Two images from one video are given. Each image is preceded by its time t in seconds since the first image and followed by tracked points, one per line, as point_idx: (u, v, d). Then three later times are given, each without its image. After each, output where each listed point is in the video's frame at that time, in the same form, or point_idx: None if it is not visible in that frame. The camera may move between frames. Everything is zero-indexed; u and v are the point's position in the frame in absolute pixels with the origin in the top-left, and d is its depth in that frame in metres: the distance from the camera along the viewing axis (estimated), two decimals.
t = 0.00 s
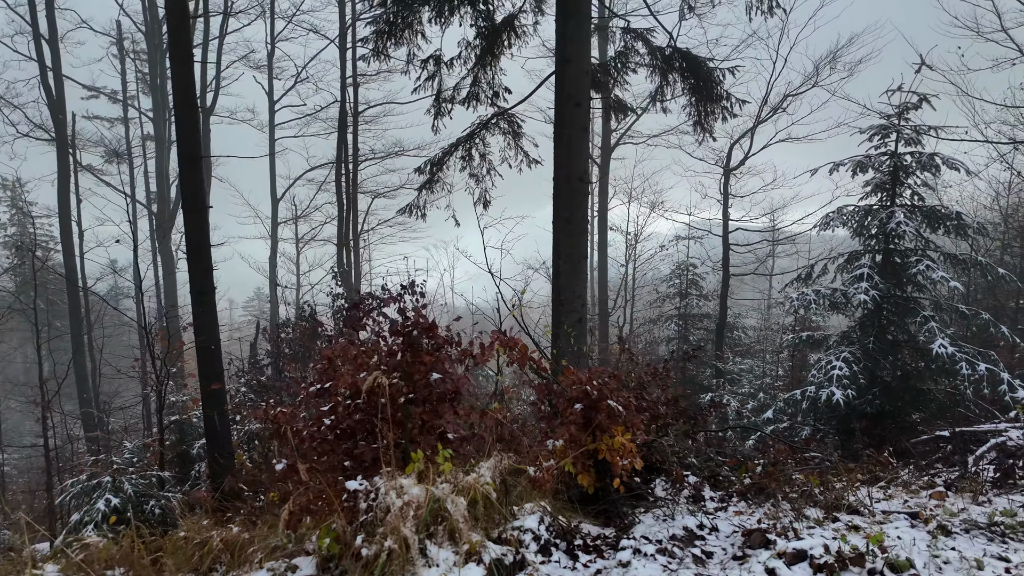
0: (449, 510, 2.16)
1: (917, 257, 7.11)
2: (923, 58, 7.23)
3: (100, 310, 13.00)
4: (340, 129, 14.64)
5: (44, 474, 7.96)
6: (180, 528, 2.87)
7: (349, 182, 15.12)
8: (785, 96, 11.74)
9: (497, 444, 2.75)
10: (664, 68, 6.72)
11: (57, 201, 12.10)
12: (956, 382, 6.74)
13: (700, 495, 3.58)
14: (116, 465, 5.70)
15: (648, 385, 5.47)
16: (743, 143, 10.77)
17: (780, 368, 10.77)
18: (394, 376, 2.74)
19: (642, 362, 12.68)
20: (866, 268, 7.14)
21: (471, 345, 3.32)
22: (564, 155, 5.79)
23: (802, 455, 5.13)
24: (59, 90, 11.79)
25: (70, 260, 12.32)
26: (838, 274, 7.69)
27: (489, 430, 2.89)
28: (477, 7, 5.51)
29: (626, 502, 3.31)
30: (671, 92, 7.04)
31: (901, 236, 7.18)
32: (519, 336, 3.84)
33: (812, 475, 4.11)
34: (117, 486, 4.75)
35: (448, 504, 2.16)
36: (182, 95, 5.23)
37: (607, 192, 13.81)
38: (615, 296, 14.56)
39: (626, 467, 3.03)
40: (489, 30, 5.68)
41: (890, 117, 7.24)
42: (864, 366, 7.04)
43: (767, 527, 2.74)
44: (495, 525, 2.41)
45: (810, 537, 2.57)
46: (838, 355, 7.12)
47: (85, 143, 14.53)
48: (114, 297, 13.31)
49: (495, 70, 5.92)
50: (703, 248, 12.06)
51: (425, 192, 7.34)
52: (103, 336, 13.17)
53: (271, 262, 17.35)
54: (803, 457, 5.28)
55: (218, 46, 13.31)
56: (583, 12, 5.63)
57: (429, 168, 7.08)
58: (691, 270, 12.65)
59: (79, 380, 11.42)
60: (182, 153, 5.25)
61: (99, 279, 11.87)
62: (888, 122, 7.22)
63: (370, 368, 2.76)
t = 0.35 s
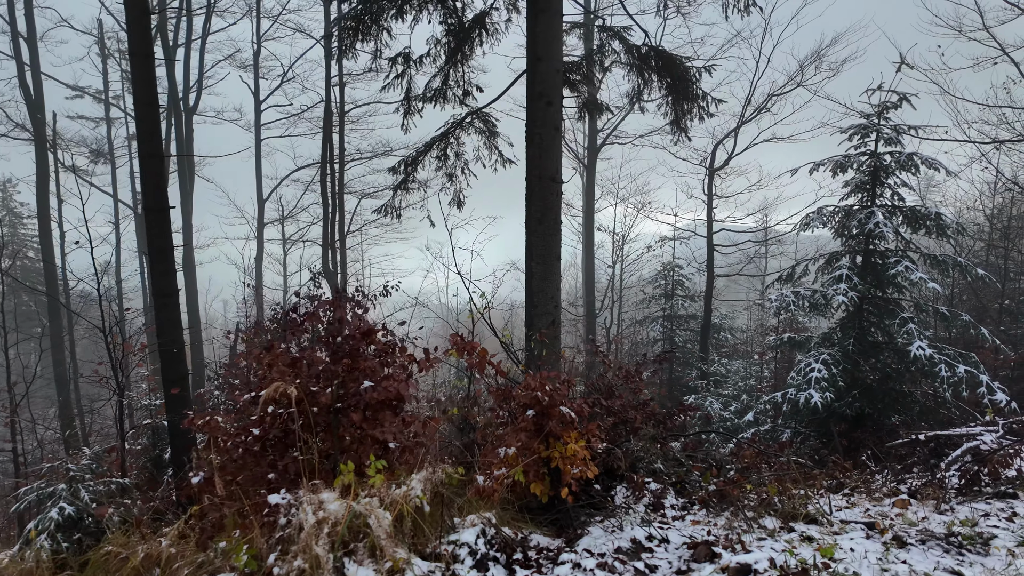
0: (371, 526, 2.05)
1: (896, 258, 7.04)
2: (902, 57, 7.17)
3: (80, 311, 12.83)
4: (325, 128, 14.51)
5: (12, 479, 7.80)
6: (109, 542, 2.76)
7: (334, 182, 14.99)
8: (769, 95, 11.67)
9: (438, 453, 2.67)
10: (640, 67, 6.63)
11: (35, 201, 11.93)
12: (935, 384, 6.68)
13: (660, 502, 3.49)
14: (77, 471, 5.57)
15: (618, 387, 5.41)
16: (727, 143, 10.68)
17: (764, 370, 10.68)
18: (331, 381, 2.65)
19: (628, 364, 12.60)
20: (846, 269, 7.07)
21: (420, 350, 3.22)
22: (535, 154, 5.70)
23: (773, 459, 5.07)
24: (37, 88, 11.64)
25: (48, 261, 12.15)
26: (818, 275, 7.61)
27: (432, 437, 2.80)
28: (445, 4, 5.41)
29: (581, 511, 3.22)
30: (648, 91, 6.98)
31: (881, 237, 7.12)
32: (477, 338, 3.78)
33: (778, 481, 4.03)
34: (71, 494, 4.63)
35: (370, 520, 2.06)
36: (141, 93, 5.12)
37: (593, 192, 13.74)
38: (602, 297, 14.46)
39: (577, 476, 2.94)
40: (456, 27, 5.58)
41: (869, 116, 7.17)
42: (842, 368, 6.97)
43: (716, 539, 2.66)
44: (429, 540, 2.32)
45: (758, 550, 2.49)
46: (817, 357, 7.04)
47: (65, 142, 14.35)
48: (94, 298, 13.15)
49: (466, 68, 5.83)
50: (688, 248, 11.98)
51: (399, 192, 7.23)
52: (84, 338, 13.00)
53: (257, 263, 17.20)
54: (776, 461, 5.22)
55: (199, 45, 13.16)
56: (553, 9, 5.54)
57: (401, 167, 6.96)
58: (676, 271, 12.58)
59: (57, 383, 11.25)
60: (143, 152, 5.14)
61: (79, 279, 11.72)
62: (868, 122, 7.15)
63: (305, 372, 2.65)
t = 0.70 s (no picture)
0: (285, 539, 1.89)
1: (881, 256, 6.92)
2: (888, 51, 7.04)
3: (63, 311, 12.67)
4: (313, 126, 14.34)
5: None
6: (29, 553, 2.61)
7: (322, 180, 14.83)
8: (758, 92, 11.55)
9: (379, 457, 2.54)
10: (620, 60, 6.50)
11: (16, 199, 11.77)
12: (920, 385, 6.56)
13: (623, 508, 3.36)
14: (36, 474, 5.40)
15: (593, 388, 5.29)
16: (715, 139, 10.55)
17: (753, 370, 10.55)
18: (265, 382, 2.51)
19: (616, 364, 12.47)
20: (830, 267, 6.94)
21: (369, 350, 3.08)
22: (509, 149, 5.57)
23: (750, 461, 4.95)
24: (17, 84, 11.48)
25: (29, 259, 11.99)
26: (803, 274, 7.48)
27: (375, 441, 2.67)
28: None
29: (538, 518, 3.08)
30: (628, 86, 6.85)
31: (866, 235, 6.99)
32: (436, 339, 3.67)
33: (750, 487, 3.90)
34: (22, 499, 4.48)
35: (286, 532, 1.91)
36: (102, 85, 4.98)
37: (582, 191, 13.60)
38: (592, 296, 14.32)
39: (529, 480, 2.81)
40: (427, 17, 5.45)
41: (855, 111, 7.04)
42: (827, 368, 6.84)
43: (669, 549, 2.53)
44: (358, 552, 2.17)
45: (711, 562, 2.35)
46: (801, 357, 6.92)
47: (49, 139, 14.17)
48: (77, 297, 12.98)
49: (439, 60, 5.70)
50: (677, 246, 11.85)
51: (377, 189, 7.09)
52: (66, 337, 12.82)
53: (245, 263, 17.03)
54: (754, 464, 5.09)
55: (184, 41, 12.99)
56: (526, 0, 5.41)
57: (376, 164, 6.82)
58: (665, 271, 12.45)
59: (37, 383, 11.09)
60: (104, 146, 5.01)
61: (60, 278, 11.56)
62: (854, 116, 7.01)
63: (237, 372, 2.52)
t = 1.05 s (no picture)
0: (188, 566, 1.74)
1: (866, 256, 6.79)
2: (873, 47, 6.91)
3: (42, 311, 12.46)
4: (299, 123, 14.16)
5: None
6: None
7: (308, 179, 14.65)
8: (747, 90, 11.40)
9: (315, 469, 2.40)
10: (599, 55, 6.35)
11: None
12: (905, 388, 6.44)
13: (586, 522, 3.20)
14: None
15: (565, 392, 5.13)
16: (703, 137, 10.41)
17: (740, 371, 10.43)
18: (191, 391, 2.38)
19: (603, 364, 12.35)
20: (815, 267, 6.81)
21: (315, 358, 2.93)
22: (482, 146, 5.40)
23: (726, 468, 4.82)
24: None
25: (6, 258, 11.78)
26: (787, 274, 7.35)
27: (312, 454, 2.52)
28: None
29: (492, 533, 2.92)
30: (610, 82, 6.70)
31: (851, 234, 6.86)
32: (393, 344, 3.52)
33: (721, 496, 3.76)
34: None
35: (188, 558, 1.76)
36: (58, 77, 4.82)
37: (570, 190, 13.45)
38: (581, 296, 14.17)
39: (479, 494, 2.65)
40: (397, 10, 5.29)
41: (840, 108, 6.90)
42: (811, 370, 6.71)
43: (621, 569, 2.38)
44: None
45: None
46: (784, 359, 6.79)
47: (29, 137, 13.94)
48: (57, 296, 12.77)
49: (411, 54, 5.55)
50: (665, 246, 11.71)
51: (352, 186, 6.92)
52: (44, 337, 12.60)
53: (231, 262, 16.84)
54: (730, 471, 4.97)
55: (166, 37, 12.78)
56: None
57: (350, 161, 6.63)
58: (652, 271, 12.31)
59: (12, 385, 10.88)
60: (60, 141, 4.84)
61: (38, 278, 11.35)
62: (839, 113, 6.88)
63: (159, 380, 2.38)
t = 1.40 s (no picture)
0: None
1: (844, 255, 6.71)
2: (853, 43, 6.81)
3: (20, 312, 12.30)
4: (282, 121, 14.00)
5: None
6: None
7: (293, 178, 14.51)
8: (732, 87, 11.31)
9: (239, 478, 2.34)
10: (574, 50, 6.24)
11: None
12: (884, 389, 6.35)
13: (537, 530, 3.09)
14: None
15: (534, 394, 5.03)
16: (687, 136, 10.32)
17: (725, 371, 10.34)
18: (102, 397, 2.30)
19: (589, 364, 12.26)
20: (793, 266, 6.73)
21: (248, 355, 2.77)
22: (450, 141, 5.27)
23: (696, 470, 4.73)
24: None
25: None
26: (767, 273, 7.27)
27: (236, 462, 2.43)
28: None
29: (434, 543, 2.82)
30: (585, 78, 6.59)
31: (831, 233, 6.76)
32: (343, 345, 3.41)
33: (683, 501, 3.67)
34: None
35: None
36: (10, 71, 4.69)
37: (557, 188, 13.33)
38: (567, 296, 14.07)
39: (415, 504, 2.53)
40: (362, 2, 5.17)
41: (819, 105, 6.81)
42: (789, 370, 6.64)
43: None
44: None
45: None
46: (762, 359, 6.72)
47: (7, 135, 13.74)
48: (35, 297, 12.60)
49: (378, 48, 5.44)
50: (650, 245, 11.62)
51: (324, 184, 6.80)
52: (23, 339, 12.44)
53: (217, 261, 16.68)
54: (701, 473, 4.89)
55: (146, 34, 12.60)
56: None
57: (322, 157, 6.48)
58: (638, 270, 12.20)
59: None
60: (13, 137, 4.70)
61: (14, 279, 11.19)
62: (818, 110, 6.78)
63: (72, 387, 2.32)
